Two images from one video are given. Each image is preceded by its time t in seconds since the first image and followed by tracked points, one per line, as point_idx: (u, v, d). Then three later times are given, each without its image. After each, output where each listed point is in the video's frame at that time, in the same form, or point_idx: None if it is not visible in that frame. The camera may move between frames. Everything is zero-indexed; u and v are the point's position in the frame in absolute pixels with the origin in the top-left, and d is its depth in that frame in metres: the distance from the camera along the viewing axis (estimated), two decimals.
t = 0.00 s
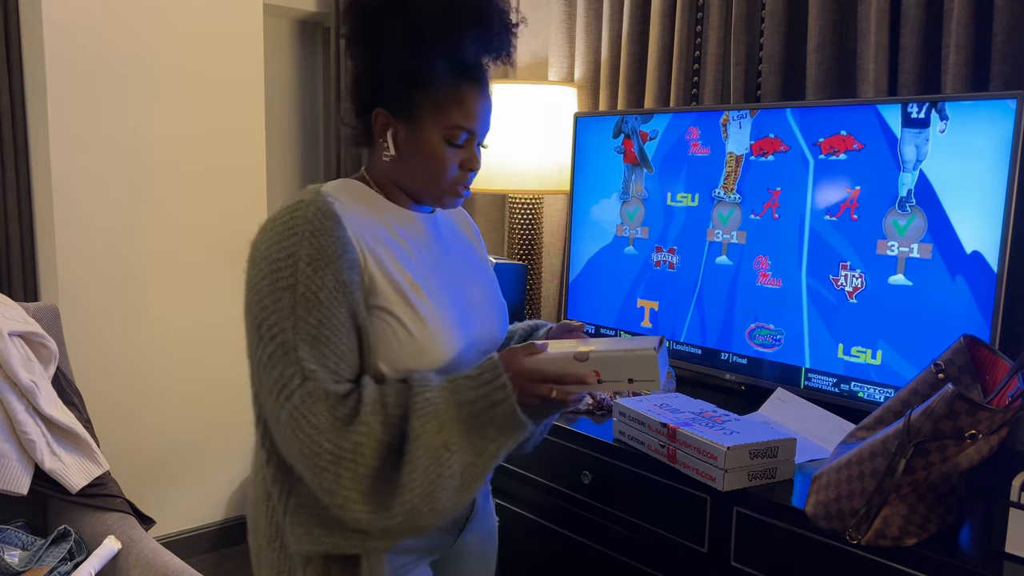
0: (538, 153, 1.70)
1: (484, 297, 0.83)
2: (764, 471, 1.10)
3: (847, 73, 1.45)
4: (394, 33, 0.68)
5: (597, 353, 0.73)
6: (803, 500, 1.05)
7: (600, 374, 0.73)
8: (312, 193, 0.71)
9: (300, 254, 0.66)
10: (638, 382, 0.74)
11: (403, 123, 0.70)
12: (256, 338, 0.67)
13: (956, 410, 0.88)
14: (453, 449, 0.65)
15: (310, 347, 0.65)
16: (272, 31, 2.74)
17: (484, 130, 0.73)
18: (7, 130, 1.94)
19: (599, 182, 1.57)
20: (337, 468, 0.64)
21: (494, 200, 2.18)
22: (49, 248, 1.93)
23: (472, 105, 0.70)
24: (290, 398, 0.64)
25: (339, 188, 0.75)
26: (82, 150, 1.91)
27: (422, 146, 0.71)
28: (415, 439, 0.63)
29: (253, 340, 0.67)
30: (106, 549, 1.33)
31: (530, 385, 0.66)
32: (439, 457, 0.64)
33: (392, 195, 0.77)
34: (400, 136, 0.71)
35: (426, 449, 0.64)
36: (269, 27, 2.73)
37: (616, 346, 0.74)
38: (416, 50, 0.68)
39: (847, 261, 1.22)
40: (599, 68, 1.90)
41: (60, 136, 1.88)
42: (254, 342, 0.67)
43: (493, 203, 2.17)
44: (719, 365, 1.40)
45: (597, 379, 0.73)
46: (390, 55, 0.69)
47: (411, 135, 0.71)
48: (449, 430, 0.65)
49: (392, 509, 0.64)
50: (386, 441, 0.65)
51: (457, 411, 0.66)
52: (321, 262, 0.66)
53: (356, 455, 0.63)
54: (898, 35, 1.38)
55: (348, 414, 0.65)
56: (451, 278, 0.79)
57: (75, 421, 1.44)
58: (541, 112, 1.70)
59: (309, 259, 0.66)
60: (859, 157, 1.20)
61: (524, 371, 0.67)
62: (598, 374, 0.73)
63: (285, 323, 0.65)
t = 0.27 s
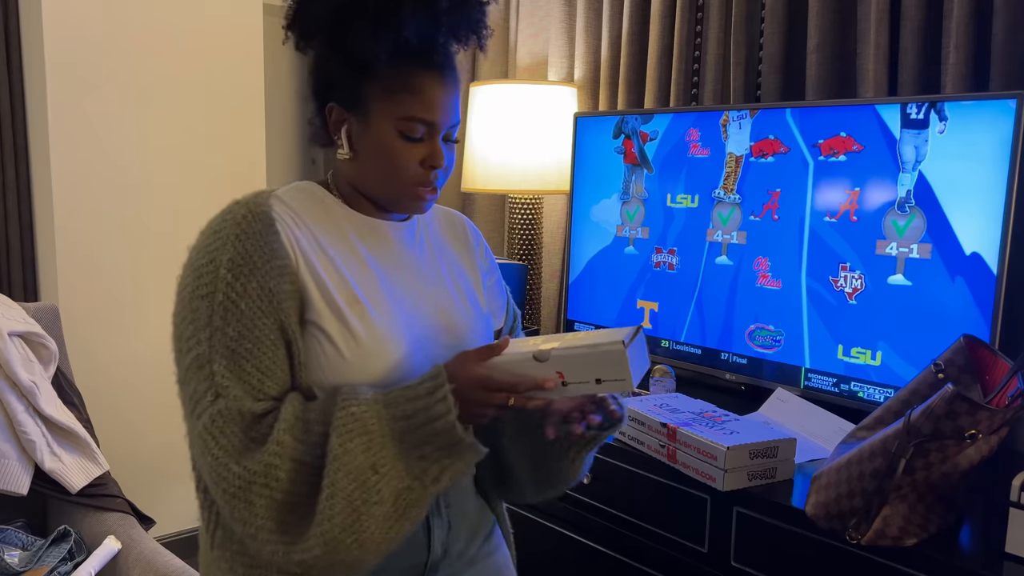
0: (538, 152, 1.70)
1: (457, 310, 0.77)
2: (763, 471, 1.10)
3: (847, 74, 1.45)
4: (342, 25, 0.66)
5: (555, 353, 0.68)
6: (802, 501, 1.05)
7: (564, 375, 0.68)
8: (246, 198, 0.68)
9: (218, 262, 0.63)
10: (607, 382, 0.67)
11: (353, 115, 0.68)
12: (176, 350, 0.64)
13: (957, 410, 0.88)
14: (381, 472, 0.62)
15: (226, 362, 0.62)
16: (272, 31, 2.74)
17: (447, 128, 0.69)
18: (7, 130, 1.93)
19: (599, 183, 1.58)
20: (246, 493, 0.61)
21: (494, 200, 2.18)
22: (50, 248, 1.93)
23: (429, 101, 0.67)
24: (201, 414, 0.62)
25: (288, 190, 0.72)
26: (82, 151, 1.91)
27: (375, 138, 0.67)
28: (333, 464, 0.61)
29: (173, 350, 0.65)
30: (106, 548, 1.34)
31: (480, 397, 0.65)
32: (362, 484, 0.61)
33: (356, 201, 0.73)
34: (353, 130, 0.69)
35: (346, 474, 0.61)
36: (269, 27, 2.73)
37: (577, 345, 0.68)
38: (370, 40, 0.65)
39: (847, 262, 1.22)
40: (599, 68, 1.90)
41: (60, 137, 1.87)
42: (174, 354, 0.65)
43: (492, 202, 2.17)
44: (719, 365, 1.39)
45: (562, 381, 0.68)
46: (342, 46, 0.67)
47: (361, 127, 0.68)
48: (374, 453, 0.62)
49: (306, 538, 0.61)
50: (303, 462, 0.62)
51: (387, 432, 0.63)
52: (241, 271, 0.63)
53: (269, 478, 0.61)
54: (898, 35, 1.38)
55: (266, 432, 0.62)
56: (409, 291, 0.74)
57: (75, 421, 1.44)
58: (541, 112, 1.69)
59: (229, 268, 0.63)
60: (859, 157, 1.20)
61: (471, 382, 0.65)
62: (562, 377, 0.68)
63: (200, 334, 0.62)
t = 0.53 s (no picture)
0: (539, 152, 1.70)
1: (445, 326, 0.73)
2: (763, 471, 1.10)
3: (847, 74, 1.45)
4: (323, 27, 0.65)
5: (559, 386, 0.63)
6: (802, 501, 1.05)
7: (568, 410, 0.63)
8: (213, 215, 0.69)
9: (175, 284, 0.64)
10: (616, 421, 0.62)
11: (328, 113, 0.68)
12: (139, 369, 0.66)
13: (956, 410, 0.88)
14: (332, 500, 0.62)
15: (179, 388, 0.63)
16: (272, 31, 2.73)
17: (431, 122, 0.66)
18: (7, 129, 1.91)
19: (599, 184, 1.58)
20: (194, 524, 0.63)
21: (494, 200, 2.18)
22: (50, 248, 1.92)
23: (410, 92, 0.65)
24: (155, 434, 0.64)
25: (266, 201, 0.72)
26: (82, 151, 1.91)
27: (352, 136, 0.66)
28: (280, 491, 0.61)
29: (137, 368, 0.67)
30: (106, 548, 1.34)
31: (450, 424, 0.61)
32: (309, 513, 0.61)
33: (343, 211, 0.72)
34: (331, 130, 0.68)
35: (293, 502, 0.61)
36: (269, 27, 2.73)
37: (585, 374, 0.63)
38: (354, 41, 0.65)
39: (842, 266, 1.23)
40: (599, 68, 1.90)
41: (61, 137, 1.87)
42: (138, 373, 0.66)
43: (492, 203, 2.17)
44: (719, 365, 1.39)
45: (566, 416, 0.64)
46: (321, 45, 0.66)
47: (338, 126, 0.67)
48: (325, 480, 0.62)
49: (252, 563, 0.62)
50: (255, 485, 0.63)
51: (342, 457, 0.63)
52: (196, 292, 0.64)
53: (215, 501, 0.62)
54: (898, 35, 1.38)
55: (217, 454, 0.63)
56: (385, 309, 0.71)
57: (75, 420, 1.44)
58: (541, 112, 1.69)
59: (184, 289, 0.64)
60: (855, 162, 1.20)
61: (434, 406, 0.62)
62: (567, 413, 0.63)
63: (155, 356, 0.64)
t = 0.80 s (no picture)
0: (538, 153, 1.71)
1: (473, 343, 0.69)
2: (764, 471, 1.10)
3: (847, 74, 1.45)
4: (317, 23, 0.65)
5: (637, 399, 0.58)
6: (802, 501, 1.05)
7: (644, 423, 0.59)
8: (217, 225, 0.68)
9: (172, 296, 0.64)
10: (704, 428, 0.59)
11: (330, 114, 0.67)
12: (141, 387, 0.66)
13: (956, 409, 0.88)
14: (330, 513, 0.59)
15: (175, 406, 0.62)
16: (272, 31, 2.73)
17: (437, 109, 0.64)
18: (7, 130, 1.89)
19: (599, 184, 1.57)
20: (189, 542, 0.62)
21: (494, 200, 2.18)
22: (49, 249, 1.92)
23: (405, 78, 0.63)
24: (156, 454, 0.63)
25: (276, 212, 0.70)
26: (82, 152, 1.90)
27: (355, 135, 0.65)
28: (272, 498, 0.58)
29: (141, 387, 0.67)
30: (106, 549, 1.33)
31: (470, 424, 0.57)
32: (303, 522, 0.58)
33: (358, 219, 0.70)
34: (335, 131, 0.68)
35: (286, 512, 0.58)
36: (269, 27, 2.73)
37: (665, 380, 0.59)
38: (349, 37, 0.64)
39: (825, 280, 1.23)
40: (599, 68, 1.90)
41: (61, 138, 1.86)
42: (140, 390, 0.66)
43: (492, 203, 2.18)
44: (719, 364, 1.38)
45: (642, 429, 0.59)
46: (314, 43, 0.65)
47: (341, 126, 0.66)
48: (323, 488, 0.59)
49: None
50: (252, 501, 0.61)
51: (343, 464, 0.60)
52: (192, 305, 0.63)
53: (212, 520, 0.61)
54: (898, 36, 1.38)
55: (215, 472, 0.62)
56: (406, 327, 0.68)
57: (74, 420, 1.44)
58: (541, 112, 1.69)
59: (180, 303, 0.63)
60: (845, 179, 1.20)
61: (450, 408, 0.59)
62: (643, 427, 0.59)
63: (154, 373, 0.63)
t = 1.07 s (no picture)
0: (538, 153, 1.71)
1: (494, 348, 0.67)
2: (764, 471, 1.10)
3: (848, 73, 1.45)
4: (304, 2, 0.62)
5: (652, 412, 0.53)
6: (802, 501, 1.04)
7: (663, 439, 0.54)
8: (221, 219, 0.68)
9: (170, 288, 0.63)
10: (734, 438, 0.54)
11: (332, 103, 0.66)
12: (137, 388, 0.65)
13: (956, 410, 0.88)
14: (322, 509, 0.57)
15: (168, 405, 0.61)
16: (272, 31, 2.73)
17: (442, 92, 0.61)
18: (7, 130, 1.89)
19: (600, 182, 1.54)
20: (173, 544, 0.59)
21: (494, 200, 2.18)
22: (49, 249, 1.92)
23: (407, 59, 0.60)
24: (147, 454, 0.62)
25: (284, 207, 0.70)
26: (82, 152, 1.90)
27: (355, 123, 0.63)
28: (258, 490, 0.56)
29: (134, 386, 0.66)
30: (106, 549, 1.33)
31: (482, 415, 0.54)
32: (289, 517, 0.56)
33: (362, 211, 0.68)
34: (337, 121, 0.66)
35: (272, 505, 0.56)
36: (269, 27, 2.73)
37: (687, 387, 0.53)
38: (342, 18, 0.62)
39: (793, 306, 1.26)
40: (599, 68, 1.90)
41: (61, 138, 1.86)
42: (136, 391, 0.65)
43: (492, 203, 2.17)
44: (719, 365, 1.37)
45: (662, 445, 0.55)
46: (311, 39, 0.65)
47: (342, 115, 0.65)
48: (314, 482, 0.57)
49: None
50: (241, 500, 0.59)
51: (336, 458, 0.58)
52: (190, 298, 0.62)
53: (199, 521, 0.59)
54: (899, 35, 1.38)
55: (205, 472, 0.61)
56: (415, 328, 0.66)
57: (74, 420, 1.44)
58: (540, 110, 1.69)
59: (178, 297, 0.63)
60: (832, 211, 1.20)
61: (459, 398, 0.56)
62: (663, 441, 0.54)
63: (148, 368, 0.62)
